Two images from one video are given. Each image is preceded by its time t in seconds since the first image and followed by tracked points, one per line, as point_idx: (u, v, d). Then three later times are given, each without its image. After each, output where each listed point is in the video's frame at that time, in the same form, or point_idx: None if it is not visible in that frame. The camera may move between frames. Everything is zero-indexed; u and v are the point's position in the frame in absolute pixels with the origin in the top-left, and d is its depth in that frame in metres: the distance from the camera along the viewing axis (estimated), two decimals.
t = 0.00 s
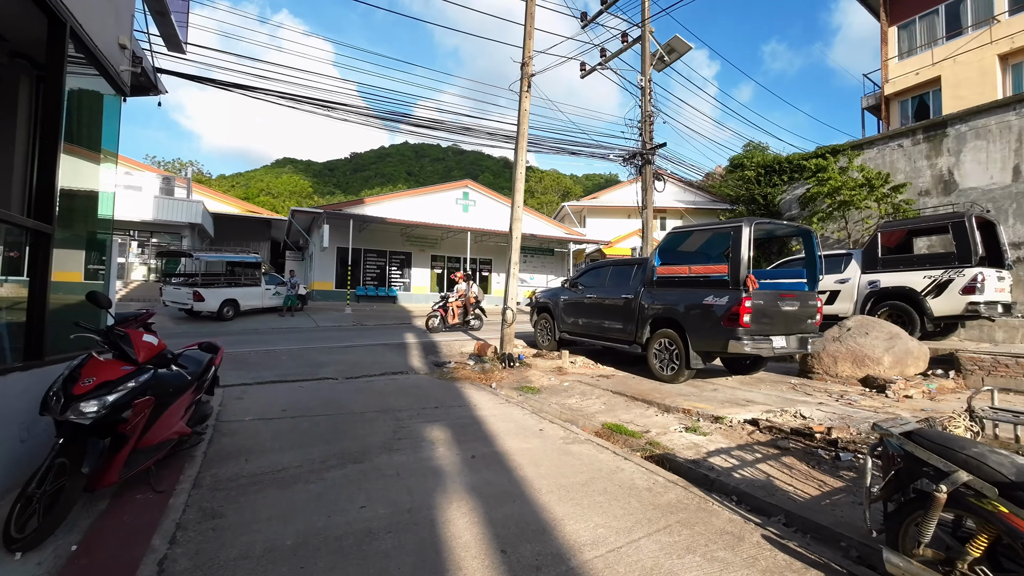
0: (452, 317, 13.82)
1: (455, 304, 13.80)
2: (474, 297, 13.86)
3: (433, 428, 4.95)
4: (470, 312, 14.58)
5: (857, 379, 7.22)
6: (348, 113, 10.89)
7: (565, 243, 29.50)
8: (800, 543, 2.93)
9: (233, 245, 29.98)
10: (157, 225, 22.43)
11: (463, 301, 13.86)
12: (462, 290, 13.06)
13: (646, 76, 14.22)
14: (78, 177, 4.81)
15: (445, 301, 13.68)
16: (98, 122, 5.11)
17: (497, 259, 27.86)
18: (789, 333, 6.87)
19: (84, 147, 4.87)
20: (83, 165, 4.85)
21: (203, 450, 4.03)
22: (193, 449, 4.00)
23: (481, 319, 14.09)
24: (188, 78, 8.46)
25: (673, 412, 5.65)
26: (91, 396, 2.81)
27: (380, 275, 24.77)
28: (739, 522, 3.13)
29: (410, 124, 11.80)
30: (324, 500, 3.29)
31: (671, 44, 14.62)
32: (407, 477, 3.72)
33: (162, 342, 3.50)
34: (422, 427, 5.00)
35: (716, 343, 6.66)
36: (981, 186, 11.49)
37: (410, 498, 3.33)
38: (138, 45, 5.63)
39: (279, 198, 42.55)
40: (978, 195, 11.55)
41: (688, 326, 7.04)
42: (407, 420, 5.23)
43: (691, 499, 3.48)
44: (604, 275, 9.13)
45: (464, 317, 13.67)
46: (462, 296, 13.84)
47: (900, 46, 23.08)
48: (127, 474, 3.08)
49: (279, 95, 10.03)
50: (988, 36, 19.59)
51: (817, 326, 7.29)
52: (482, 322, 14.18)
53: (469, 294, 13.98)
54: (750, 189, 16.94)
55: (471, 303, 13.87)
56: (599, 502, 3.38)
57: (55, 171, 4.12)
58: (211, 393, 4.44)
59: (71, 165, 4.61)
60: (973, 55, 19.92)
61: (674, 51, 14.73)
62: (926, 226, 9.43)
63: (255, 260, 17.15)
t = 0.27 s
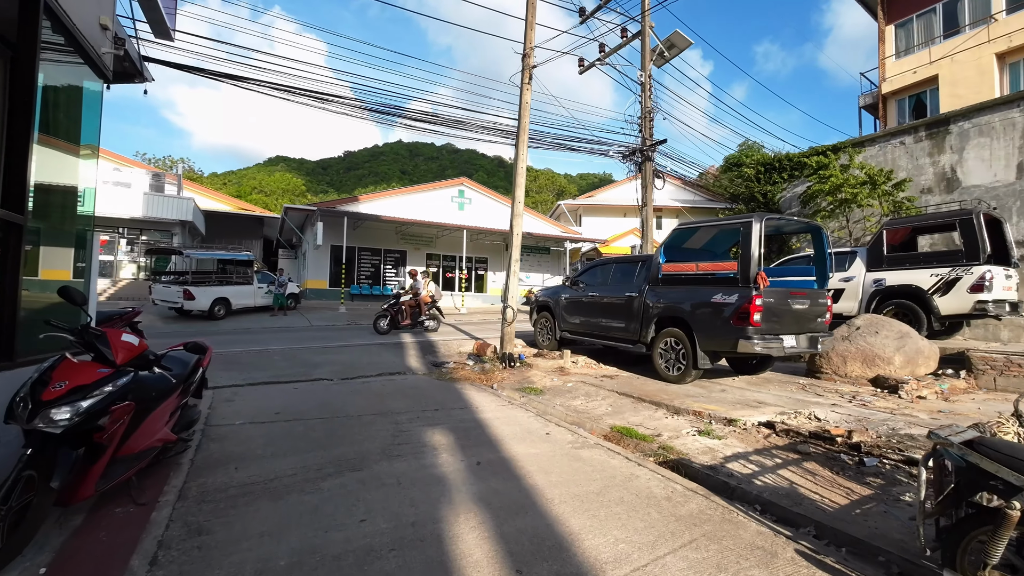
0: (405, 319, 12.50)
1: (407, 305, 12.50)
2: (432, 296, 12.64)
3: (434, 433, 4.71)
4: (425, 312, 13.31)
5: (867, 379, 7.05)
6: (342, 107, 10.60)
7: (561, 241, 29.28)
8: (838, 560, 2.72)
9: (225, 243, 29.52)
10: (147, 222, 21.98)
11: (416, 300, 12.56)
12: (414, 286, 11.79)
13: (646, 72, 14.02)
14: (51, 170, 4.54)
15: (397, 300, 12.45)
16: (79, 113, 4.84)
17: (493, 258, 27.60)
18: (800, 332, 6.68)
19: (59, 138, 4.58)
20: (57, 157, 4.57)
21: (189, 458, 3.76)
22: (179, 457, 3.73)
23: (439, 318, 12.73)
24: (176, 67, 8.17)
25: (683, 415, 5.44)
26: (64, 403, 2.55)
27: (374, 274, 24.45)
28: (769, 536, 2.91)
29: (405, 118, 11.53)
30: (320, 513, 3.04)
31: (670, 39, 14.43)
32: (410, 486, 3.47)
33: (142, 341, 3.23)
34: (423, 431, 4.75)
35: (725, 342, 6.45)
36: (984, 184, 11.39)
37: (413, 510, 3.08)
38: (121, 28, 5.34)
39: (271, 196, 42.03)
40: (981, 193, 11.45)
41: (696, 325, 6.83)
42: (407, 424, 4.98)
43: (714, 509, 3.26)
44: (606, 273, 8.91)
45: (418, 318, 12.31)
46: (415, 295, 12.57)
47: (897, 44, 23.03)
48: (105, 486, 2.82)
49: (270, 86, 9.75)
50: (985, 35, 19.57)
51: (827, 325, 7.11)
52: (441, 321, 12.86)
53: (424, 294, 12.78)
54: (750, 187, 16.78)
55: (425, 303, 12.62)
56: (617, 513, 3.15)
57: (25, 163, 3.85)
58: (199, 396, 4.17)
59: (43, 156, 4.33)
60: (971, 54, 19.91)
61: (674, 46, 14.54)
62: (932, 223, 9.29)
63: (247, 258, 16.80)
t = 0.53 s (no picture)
0: (348, 321, 11.23)
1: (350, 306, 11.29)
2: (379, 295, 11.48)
3: (439, 443, 4.46)
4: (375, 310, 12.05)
5: (879, 383, 6.87)
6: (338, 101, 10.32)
7: (558, 241, 29.06)
8: None
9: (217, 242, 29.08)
10: (138, 220, 21.54)
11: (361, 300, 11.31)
12: (360, 285, 10.57)
13: (647, 69, 13.80)
14: (29, 167, 4.27)
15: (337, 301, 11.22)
16: (58, 106, 4.56)
17: (490, 257, 27.34)
18: (812, 335, 6.49)
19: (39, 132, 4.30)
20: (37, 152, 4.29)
21: (179, 474, 3.51)
22: (167, 472, 3.48)
23: (387, 319, 11.62)
24: (166, 59, 7.86)
25: (697, 422, 5.23)
26: (38, 420, 2.32)
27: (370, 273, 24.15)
28: (808, 561, 2.70)
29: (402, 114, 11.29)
30: (320, 537, 2.79)
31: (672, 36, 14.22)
32: (417, 504, 3.24)
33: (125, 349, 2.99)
34: (427, 441, 4.51)
35: (737, 345, 6.25)
36: (989, 184, 11.28)
37: (421, 534, 2.85)
38: (105, 16, 5.05)
39: (265, 194, 41.53)
40: (986, 192, 11.34)
41: (706, 328, 6.62)
42: (409, 433, 4.74)
43: (743, 529, 3.05)
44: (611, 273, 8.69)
45: (362, 321, 11.15)
46: (360, 295, 11.35)
47: (896, 44, 22.96)
48: (86, 507, 2.57)
49: (263, 78, 9.78)
50: (984, 35, 19.53)
51: (838, 327, 6.93)
52: (389, 322, 11.76)
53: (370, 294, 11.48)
54: (751, 186, 16.64)
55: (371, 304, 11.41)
56: (640, 534, 2.94)
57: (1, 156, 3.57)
58: (189, 406, 3.92)
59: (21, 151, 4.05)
60: (969, 53, 19.87)
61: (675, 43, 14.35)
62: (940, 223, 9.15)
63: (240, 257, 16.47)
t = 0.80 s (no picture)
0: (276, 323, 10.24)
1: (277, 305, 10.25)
2: (314, 294, 10.58)
3: (443, 449, 4.23)
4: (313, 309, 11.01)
5: (892, 383, 6.70)
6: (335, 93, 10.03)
7: (556, 239, 28.83)
8: None
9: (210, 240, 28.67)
10: (128, 217, 21.13)
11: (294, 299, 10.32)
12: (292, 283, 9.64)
13: (649, 64, 13.59)
14: None
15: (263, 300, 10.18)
16: (35, 92, 4.29)
17: (486, 255, 27.08)
18: (825, 334, 6.30)
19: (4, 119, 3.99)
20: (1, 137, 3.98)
21: (166, 484, 3.27)
22: (152, 482, 3.24)
23: (322, 321, 10.71)
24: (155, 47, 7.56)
25: (710, 425, 5.02)
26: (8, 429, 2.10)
27: (365, 272, 23.84)
28: None
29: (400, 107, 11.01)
30: (320, 554, 2.57)
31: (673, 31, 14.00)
32: (423, 517, 3.01)
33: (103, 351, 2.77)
34: (430, 446, 4.28)
35: (748, 345, 6.05)
36: (994, 181, 11.15)
37: (429, 552, 2.62)
38: None
39: (258, 192, 41.06)
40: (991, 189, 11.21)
41: (715, 327, 6.42)
42: (410, 438, 4.51)
43: (774, 543, 2.84)
44: (615, 271, 8.45)
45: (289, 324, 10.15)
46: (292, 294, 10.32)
47: (895, 42, 22.88)
48: (63, 524, 2.34)
49: (257, 69, 9.60)
50: (983, 32, 19.48)
51: (850, 326, 6.74)
52: (324, 324, 10.75)
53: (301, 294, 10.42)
54: (752, 183, 16.47)
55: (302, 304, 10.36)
56: (665, 549, 2.73)
57: None
58: (176, 411, 3.68)
59: None
60: (969, 51, 19.81)
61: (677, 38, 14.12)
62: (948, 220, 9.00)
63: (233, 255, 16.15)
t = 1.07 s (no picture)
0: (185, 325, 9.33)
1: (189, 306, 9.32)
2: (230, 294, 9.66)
3: (446, 458, 3.98)
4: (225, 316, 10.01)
5: (906, 385, 6.51)
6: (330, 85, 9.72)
7: (553, 237, 28.58)
8: None
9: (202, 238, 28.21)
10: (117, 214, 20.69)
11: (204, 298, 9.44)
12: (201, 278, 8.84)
13: (650, 58, 13.34)
14: None
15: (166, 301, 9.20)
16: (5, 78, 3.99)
17: (483, 253, 26.80)
18: (839, 335, 6.09)
19: None
20: None
21: (147, 501, 3.00)
22: (132, 499, 2.97)
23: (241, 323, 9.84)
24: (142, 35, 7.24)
25: (725, 430, 4.78)
26: None
27: (361, 270, 23.50)
28: None
29: (396, 101, 10.72)
30: None
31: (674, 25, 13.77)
32: (429, 536, 2.76)
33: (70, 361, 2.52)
34: (433, 455, 4.02)
35: (761, 346, 5.83)
36: (1001, 178, 11.00)
37: None
38: None
39: (251, 189, 40.52)
40: (998, 187, 11.06)
41: (726, 327, 6.19)
42: (411, 446, 4.25)
43: (811, 565, 2.61)
44: (619, 269, 8.20)
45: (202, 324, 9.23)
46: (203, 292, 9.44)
47: (894, 39, 22.76)
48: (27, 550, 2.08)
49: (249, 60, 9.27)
50: (983, 30, 19.39)
51: (864, 326, 6.54)
52: (242, 325, 9.88)
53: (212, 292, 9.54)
54: (753, 180, 16.27)
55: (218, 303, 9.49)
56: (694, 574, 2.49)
57: None
58: (159, 420, 3.42)
59: None
60: (969, 49, 19.72)
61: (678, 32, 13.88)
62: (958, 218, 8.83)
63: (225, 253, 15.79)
